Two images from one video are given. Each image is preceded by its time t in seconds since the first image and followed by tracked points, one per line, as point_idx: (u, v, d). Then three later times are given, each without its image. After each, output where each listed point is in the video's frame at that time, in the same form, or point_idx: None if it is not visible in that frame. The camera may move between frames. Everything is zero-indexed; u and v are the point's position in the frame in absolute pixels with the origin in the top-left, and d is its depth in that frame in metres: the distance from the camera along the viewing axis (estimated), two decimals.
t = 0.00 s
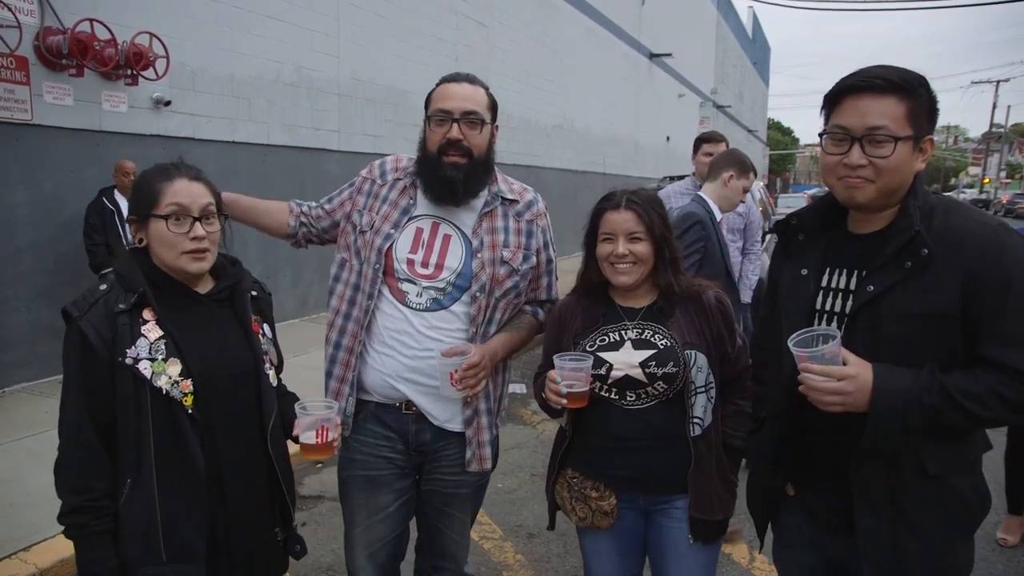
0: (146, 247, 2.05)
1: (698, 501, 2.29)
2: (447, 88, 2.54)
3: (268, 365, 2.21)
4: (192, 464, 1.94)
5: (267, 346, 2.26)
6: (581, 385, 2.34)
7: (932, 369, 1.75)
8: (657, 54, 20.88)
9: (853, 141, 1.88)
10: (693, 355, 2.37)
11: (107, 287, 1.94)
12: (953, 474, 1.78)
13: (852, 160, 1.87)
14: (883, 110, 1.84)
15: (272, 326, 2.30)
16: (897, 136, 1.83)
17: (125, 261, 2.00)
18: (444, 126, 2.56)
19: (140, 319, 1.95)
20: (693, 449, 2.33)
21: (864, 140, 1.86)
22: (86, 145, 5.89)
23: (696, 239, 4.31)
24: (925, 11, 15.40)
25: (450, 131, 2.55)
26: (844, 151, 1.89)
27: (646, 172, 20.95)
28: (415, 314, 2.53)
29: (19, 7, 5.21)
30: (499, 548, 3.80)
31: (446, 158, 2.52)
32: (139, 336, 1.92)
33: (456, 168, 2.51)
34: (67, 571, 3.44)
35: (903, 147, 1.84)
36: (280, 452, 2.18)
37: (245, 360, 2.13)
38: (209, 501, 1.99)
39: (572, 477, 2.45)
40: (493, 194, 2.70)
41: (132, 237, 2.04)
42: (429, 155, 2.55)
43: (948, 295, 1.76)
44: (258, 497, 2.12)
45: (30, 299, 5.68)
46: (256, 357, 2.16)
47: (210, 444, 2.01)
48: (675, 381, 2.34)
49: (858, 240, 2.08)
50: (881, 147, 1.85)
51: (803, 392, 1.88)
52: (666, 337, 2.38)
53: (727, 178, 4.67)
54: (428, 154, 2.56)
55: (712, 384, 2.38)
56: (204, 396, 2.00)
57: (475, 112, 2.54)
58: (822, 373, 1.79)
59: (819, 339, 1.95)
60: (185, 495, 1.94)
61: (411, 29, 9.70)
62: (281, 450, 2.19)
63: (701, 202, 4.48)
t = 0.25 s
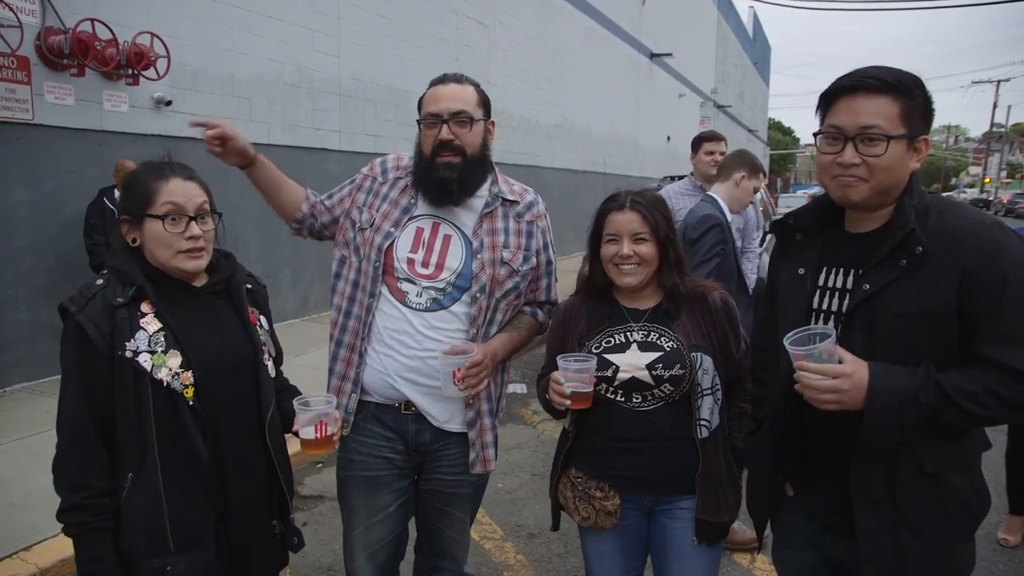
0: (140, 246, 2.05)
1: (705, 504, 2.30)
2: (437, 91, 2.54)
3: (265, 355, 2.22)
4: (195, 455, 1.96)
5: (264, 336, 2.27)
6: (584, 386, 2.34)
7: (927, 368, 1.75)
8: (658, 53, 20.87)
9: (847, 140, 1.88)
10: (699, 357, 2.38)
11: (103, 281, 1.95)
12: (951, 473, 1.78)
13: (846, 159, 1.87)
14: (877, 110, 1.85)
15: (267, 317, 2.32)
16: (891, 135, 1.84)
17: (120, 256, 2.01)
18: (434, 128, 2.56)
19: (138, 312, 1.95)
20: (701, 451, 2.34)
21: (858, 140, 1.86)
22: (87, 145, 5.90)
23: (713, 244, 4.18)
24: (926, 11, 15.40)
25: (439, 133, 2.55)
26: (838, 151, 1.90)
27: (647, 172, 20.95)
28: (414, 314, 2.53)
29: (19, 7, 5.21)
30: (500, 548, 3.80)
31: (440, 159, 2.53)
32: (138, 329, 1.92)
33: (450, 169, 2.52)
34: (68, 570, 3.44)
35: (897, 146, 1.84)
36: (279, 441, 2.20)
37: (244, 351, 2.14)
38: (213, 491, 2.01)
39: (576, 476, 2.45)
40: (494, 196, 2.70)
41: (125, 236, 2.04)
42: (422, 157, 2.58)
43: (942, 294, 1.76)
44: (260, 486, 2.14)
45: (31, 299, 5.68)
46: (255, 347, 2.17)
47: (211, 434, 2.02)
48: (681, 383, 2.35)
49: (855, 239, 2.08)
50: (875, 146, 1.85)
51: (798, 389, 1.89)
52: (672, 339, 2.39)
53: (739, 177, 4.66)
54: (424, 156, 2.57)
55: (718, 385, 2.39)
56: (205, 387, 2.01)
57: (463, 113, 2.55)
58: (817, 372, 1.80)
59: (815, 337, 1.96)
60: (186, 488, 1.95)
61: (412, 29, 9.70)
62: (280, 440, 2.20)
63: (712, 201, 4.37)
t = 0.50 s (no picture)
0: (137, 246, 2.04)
1: (710, 506, 2.30)
2: (444, 89, 2.55)
3: (267, 352, 2.23)
4: (202, 454, 1.97)
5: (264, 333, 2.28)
6: (590, 387, 2.33)
7: (927, 366, 1.75)
8: (658, 53, 20.87)
9: (847, 137, 1.89)
10: (703, 358, 2.38)
11: (104, 283, 1.94)
12: (952, 473, 1.78)
13: (846, 156, 1.88)
14: (876, 106, 1.85)
15: (266, 312, 2.32)
16: (890, 132, 1.84)
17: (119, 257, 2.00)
18: (444, 124, 2.57)
19: (141, 313, 1.95)
20: (706, 452, 2.35)
21: (858, 137, 1.87)
22: (88, 146, 5.90)
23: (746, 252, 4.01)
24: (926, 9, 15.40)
25: (450, 128, 2.56)
26: (839, 148, 1.91)
27: (647, 171, 20.95)
28: (414, 311, 2.53)
29: (20, 9, 5.22)
30: (501, 548, 3.81)
31: (448, 159, 2.54)
32: (142, 330, 1.92)
33: (458, 170, 2.52)
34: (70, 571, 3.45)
35: (897, 143, 1.84)
36: (283, 438, 2.21)
37: (246, 348, 2.15)
38: (221, 489, 2.03)
39: (578, 477, 2.45)
40: (495, 195, 2.72)
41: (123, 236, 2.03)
42: (433, 155, 2.57)
43: (942, 291, 1.76)
44: (264, 483, 2.16)
45: (32, 300, 5.69)
46: (257, 345, 2.18)
47: (217, 434, 2.03)
48: (685, 385, 2.35)
49: (856, 238, 2.08)
50: (875, 143, 1.85)
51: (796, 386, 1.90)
52: (675, 340, 2.39)
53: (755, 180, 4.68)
54: (431, 156, 2.58)
55: (722, 386, 2.39)
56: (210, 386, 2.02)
57: (472, 109, 2.55)
58: (815, 369, 1.80)
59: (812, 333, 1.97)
60: (193, 487, 1.96)
61: (412, 29, 9.71)
62: (283, 437, 2.22)
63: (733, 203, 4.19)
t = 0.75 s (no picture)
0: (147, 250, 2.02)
1: (709, 508, 2.30)
2: (444, 86, 2.53)
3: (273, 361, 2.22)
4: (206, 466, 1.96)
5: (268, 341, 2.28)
6: (590, 386, 2.34)
7: (928, 362, 1.75)
8: (659, 53, 20.87)
9: (845, 134, 1.89)
10: (704, 360, 2.38)
11: (114, 291, 1.91)
12: (954, 471, 1.78)
13: (845, 152, 1.87)
14: (874, 103, 1.85)
15: (270, 319, 2.32)
16: (890, 128, 1.84)
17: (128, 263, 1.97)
18: (447, 120, 2.54)
19: (150, 322, 1.93)
20: (705, 454, 2.34)
21: (857, 133, 1.87)
22: (89, 145, 5.90)
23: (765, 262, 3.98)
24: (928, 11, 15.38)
25: (455, 124, 2.54)
26: (837, 145, 1.90)
27: (648, 172, 20.95)
28: (429, 313, 2.52)
29: (21, 7, 5.22)
30: (501, 548, 3.81)
31: (454, 153, 2.52)
32: (150, 340, 1.91)
33: (466, 162, 2.52)
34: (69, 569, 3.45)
35: (896, 139, 1.84)
36: (286, 450, 2.21)
37: (252, 359, 2.14)
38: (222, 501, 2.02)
39: (576, 476, 2.45)
40: (498, 190, 2.72)
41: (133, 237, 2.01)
42: (434, 151, 2.55)
43: (943, 287, 1.76)
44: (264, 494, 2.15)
45: (33, 298, 5.69)
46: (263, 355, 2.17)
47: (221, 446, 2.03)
48: (685, 386, 2.35)
49: (855, 238, 2.08)
50: (873, 140, 1.85)
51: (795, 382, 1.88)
52: (676, 341, 2.39)
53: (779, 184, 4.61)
54: (435, 151, 2.55)
55: (722, 388, 2.39)
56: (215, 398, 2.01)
57: (477, 104, 2.55)
58: (815, 363, 1.79)
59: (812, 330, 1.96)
60: (196, 496, 1.95)
61: (413, 28, 9.71)
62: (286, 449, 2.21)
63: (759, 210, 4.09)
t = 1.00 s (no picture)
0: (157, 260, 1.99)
1: (707, 506, 2.29)
2: (438, 80, 2.51)
3: (280, 376, 2.21)
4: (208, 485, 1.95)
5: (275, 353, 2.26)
6: (590, 382, 2.34)
7: (937, 361, 1.74)
8: (661, 51, 20.83)
9: (834, 139, 1.88)
10: (703, 359, 2.37)
11: (119, 306, 1.89)
12: (967, 471, 1.78)
13: (836, 157, 1.87)
14: (860, 105, 1.85)
15: (278, 328, 2.31)
16: (878, 129, 1.83)
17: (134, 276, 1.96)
18: (441, 113, 2.54)
19: (155, 339, 1.92)
20: (702, 453, 2.33)
21: (845, 137, 1.86)
22: (90, 141, 5.90)
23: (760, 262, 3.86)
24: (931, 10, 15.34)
25: (447, 116, 2.53)
26: (827, 150, 1.90)
27: (649, 170, 20.93)
28: (440, 307, 2.51)
29: (22, 3, 5.21)
30: (501, 545, 3.80)
31: (448, 142, 2.52)
32: (155, 358, 1.90)
33: (460, 149, 2.52)
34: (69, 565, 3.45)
35: (885, 139, 1.83)
36: (291, 466, 2.19)
37: (257, 375, 2.13)
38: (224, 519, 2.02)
39: (575, 474, 2.45)
40: (496, 184, 2.74)
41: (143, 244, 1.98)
42: (431, 142, 2.54)
43: (944, 284, 1.76)
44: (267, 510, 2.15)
45: (34, 294, 5.69)
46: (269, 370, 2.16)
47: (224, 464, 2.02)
48: (684, 385, 2.34)
49: (852, 239, 2.07)
50: (863, 142, 1.84)
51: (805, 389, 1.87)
52: (676, 340, 2.38)
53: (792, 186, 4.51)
54: (430, 145, 2.54)
55: (721, 388, 2.38)
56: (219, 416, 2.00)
57: (471, 97, 2.55)
58: (824, 372, 1.79)
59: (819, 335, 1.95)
60: (198, 512, 1.94)
61: (415, 25, 9.68)
62: (292, 465, 2.20)
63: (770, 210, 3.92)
